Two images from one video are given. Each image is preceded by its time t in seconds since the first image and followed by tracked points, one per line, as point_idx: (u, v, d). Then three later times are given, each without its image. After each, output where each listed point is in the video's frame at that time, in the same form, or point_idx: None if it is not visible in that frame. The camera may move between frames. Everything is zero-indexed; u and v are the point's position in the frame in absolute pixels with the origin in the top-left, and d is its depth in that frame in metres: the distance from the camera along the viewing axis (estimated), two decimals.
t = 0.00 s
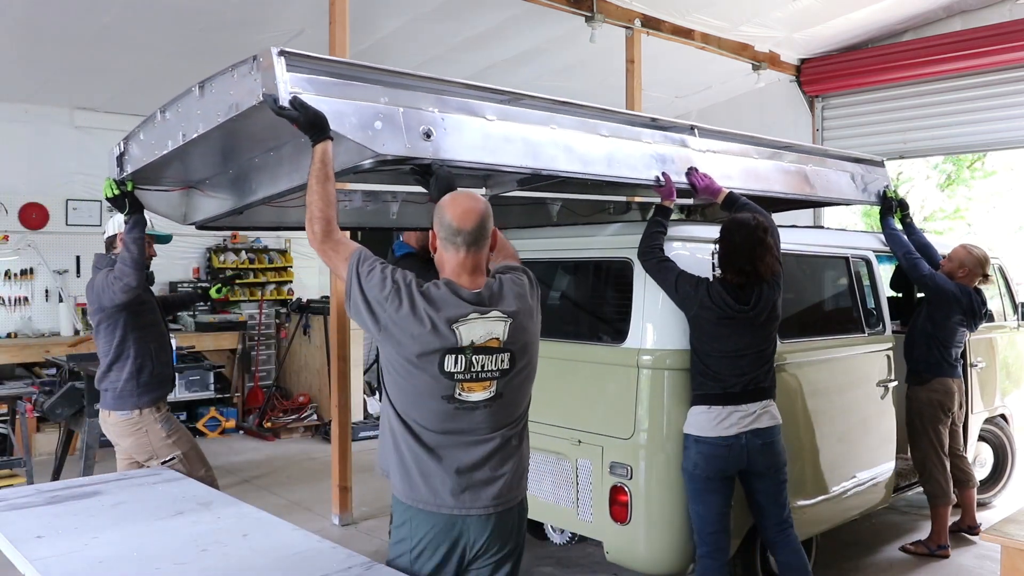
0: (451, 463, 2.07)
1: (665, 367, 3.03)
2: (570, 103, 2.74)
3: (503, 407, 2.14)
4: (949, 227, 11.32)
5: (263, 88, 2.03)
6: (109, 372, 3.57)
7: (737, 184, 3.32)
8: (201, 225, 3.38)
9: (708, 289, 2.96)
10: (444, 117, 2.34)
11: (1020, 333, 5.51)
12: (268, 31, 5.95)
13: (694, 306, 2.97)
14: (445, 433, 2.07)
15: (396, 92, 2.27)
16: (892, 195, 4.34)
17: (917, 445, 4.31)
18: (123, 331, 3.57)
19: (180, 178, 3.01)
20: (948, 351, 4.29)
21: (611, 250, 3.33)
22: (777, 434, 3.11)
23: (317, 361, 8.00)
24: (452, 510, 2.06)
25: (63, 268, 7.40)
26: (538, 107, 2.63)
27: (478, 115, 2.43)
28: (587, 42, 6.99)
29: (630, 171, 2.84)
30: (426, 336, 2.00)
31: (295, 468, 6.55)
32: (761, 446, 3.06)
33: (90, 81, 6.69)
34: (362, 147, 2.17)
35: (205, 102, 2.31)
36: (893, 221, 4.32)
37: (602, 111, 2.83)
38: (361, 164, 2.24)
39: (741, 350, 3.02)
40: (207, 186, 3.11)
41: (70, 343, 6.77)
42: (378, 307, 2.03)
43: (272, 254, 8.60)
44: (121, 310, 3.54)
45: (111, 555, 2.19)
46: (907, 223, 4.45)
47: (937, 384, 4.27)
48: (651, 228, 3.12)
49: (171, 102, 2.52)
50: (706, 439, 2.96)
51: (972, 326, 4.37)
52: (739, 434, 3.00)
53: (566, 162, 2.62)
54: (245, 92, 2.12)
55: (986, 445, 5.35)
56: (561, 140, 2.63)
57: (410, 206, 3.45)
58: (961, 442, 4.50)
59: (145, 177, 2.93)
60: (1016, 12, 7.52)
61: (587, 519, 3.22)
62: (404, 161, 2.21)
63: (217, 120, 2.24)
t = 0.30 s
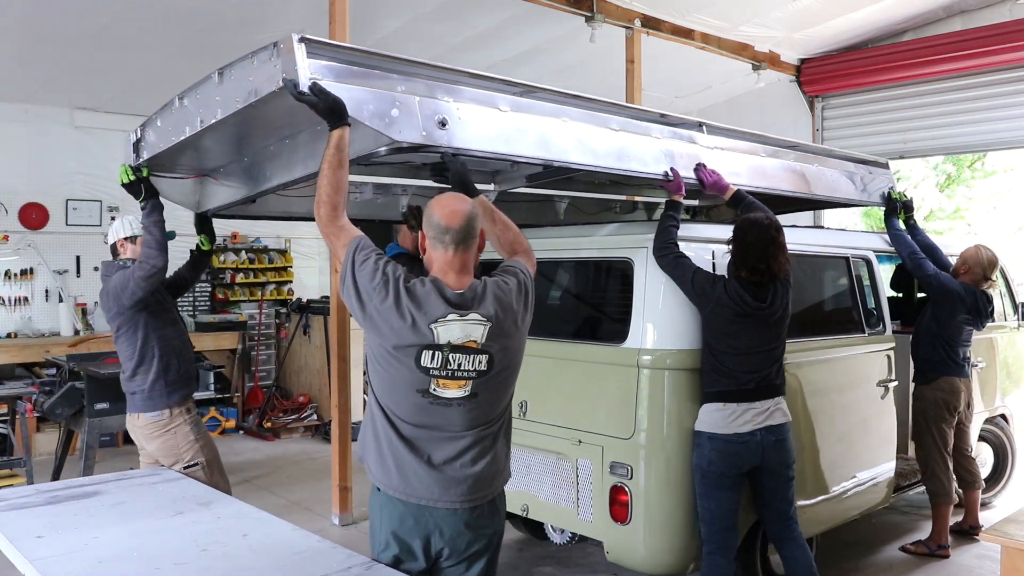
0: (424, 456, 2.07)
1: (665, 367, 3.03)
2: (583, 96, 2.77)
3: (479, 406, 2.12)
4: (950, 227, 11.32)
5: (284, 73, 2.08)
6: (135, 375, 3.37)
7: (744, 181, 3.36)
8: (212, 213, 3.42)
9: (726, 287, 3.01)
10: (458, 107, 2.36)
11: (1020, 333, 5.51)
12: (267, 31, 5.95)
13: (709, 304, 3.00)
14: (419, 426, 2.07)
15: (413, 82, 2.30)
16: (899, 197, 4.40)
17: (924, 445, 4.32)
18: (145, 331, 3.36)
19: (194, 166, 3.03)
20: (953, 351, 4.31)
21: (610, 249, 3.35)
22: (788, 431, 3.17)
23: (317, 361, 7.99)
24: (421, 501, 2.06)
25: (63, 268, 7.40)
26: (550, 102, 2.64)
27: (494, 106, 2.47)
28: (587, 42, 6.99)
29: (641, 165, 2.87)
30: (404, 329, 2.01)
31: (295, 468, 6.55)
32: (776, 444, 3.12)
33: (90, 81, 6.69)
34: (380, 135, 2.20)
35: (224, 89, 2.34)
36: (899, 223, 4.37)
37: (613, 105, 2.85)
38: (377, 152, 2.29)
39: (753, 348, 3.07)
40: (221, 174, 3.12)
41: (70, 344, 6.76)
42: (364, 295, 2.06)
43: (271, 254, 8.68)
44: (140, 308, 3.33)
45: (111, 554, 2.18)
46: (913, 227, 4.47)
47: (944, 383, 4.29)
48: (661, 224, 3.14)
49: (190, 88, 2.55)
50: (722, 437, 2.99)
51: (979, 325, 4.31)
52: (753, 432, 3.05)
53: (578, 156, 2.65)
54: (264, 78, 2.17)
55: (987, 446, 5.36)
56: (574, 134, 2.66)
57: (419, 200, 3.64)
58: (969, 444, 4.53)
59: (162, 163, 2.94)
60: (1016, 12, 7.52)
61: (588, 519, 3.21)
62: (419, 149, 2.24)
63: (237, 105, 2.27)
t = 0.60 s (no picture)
0: (401, 447, 2.07)
1: (665, 367, 3.01)
2: (596, 92, 2.85)
3: (458, 401, 2.06)
4: (950, 227, 11.31)
5: (308, 62, 2.11)
6: (154, 376, 3.21)
7: (752, 177, 3.48)
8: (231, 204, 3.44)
9: (751, 284, 3.03)
10: (477, 97, 2.42)
11: (1021, 333, 5.51)
12: (267, 31, 5.95)
13: (735, 298, 3.05)
14: (397, 418, 2.07)
15: (431, 72, 2.34)
16: (905, 198, 4.49)
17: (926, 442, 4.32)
18: (160, 329, 3.17)
19: (213, 158, 3.09)
20: (960, 351, 4.30)
21: (607, 249, 3.36)
22: (806, 425, 3.25)
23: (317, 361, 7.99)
24: (397, 491, 2.06)
25: (63, 268, 7.39)
26: (561, 95, 2.70)
27: (509, 98, 2.51)
28: (587, 42, 6.99)
29: (654, 158, 2.99)
30: (381, 321, 2.02)
31: (295, 468, 6.55)
32: (796, 436, 3.20)
33: (89, 81, 6.69)
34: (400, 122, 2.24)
35: (248, 79, 2.38)
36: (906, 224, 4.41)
37: (626, 100, 2.96)
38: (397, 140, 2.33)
39: (777, 343, 3.11)
40: (240, 165, 3.15)
41: (70, 344, 6.75)
42: (351, 286, 2.10)
43: (271, 254, 8.69)
44: (156, 305, 3.17)
45: (111, 555, 2.18)
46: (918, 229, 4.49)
47: (951, 383, 4.28)
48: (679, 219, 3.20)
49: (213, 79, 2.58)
50: (742, 427, 3.06)
51: (985, 325, 4.29)
52: (774, 424, 3.12)
53: (594, 149, 2.73)
54: (288, 67, 2.20)
55: (987, 446, 5.35)
56: (591, 128, 2.74)
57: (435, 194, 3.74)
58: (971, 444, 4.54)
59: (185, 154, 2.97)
60: (1016, 12, 7.52)
61: (588, 519, 3.21)
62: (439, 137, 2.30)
63: (261, 95, 2.31)
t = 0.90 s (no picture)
0: (388, 438, 2.08)
1: (664, 367, 3.01)
2: (607, 94, 2.86)
3: (441, 393, 2.03)
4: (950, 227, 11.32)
5: (330, 63, 2.16)
6: (177, 375, 3.21)
7: (760, 177, 3.51)
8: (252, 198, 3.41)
9: (772, 278, 3.12)
10: (493, 98, 2.45)
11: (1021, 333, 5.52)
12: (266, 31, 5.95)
13: (757, 292, 3.12)
14: (383, 410, 2.09)
15: (449, 74, 2.37)
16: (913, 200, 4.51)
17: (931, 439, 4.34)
18: (185, 328, 3.17)
19: (236, 152, 3.08)
20: (972, 349, 4.32)
21: (606, 249, 3.37)
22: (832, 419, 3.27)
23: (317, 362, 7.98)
24: (384, 482, 2.07)
25: (63, 268, 7.38)
26: (576, 98, 2.73)
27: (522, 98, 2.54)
28: (586, 42, 6.99)
29: (660, 160, 2.99)
30: (366, 313, 2.07)
31: (295, 468, 6.56)
32: (823, 432, 3.23)
33: (89, 81, 6.68)
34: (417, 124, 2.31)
35: (273, 79, 2.42)
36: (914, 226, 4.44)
37: (637, 102, 2.97)
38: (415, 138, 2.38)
39: (796, 336, 3.17)
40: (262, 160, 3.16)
41: (70, 344, 6.74)
42: (344, 282, 2.16)
43: (271, 253, 8.70)
44: (179, 304, 3.15)
45: (111, 555, 2.19)
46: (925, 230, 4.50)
47: (964, 382, 4.29)
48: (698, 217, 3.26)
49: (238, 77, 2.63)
50: (768, 423, 3.11)
51: (995, 323, 4.32)
52: (801, 418, 3.16)
53: (604, 150, 2.76)
54: (312, 69, 2.25)
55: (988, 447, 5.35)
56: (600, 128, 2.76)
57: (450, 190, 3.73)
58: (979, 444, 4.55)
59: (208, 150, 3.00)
60: (1016, 12, 7.52)
61: (588, 519, 3.21)
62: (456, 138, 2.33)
63: (286, 93, 2.36)
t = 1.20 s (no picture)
0: (398, 432, 2.09)
1: (663, 367, 3.00)
2: (615, 99, 2.88)
3: (446, 388, 2.02)
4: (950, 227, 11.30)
5: (348, 75, 2.21)
6: (199, 370, 3.20)
7: (767, 180, 3.53)
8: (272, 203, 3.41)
9: (778, 275, 3.15)
10: (506, 107, 2.48)
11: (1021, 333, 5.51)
12: (267, 31, 5.95)
13: (762, 291, 3.15)
14: (392, 405, 2.11)
15: (462, 85, 2.40)
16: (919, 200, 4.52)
17: (947, 439, 4.34)
18: (212, 326, 3.16)
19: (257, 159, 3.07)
20: (979, 348, 4.33)
21: (605, 249, 3.37)
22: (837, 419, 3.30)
23: (317, 361, 7.98)
24: (395, 476, 2.09)
25: (63, 268, 7.37)
26: (585, 104, 2.75)
27: (534, 105, 2.57)
28: (587, 42, 6.99)
29: (670, 165, 3.03)
30: (373, 311, 2.10)
31: (294, 468, 6.56)
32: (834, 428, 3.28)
33: (88, 80, 6.68)
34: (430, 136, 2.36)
35: (294, 89, 2.47)
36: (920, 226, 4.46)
37: (646, 108, 2.99)
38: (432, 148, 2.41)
39: (802, 335, 3.20)
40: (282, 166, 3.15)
41: (69, 344, 6.73)
42: (355, 281, 2.20)
43: (271, 253, 8.70)
44: (210, 301, 3.15)
45: (110, 555, 2.18)
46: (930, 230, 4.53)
47: (971, 381, 4.29)
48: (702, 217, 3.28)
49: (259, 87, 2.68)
50: (784, 425, 3.15)
51: (1001, 320, 4.33)
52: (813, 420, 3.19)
53: (613, 155, 2.78)
54: (331, 81, 2.30)
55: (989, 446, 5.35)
56: (609, 133, 2.78)
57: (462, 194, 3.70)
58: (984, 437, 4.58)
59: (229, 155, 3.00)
60: (1016, 12, 7.52)
61: (588, 519, 3.21)
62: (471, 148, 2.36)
63: (305, 103, 2.41)
